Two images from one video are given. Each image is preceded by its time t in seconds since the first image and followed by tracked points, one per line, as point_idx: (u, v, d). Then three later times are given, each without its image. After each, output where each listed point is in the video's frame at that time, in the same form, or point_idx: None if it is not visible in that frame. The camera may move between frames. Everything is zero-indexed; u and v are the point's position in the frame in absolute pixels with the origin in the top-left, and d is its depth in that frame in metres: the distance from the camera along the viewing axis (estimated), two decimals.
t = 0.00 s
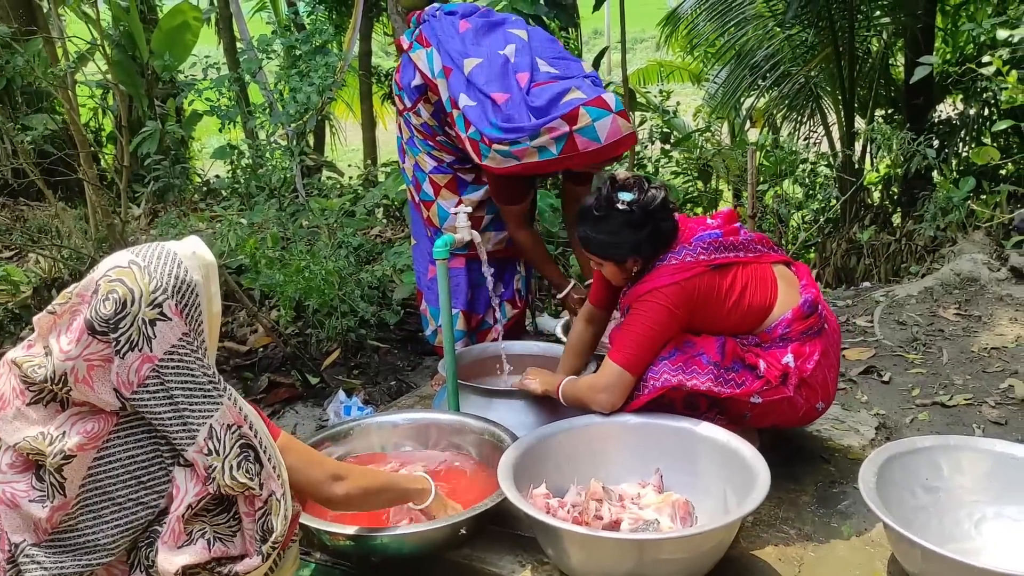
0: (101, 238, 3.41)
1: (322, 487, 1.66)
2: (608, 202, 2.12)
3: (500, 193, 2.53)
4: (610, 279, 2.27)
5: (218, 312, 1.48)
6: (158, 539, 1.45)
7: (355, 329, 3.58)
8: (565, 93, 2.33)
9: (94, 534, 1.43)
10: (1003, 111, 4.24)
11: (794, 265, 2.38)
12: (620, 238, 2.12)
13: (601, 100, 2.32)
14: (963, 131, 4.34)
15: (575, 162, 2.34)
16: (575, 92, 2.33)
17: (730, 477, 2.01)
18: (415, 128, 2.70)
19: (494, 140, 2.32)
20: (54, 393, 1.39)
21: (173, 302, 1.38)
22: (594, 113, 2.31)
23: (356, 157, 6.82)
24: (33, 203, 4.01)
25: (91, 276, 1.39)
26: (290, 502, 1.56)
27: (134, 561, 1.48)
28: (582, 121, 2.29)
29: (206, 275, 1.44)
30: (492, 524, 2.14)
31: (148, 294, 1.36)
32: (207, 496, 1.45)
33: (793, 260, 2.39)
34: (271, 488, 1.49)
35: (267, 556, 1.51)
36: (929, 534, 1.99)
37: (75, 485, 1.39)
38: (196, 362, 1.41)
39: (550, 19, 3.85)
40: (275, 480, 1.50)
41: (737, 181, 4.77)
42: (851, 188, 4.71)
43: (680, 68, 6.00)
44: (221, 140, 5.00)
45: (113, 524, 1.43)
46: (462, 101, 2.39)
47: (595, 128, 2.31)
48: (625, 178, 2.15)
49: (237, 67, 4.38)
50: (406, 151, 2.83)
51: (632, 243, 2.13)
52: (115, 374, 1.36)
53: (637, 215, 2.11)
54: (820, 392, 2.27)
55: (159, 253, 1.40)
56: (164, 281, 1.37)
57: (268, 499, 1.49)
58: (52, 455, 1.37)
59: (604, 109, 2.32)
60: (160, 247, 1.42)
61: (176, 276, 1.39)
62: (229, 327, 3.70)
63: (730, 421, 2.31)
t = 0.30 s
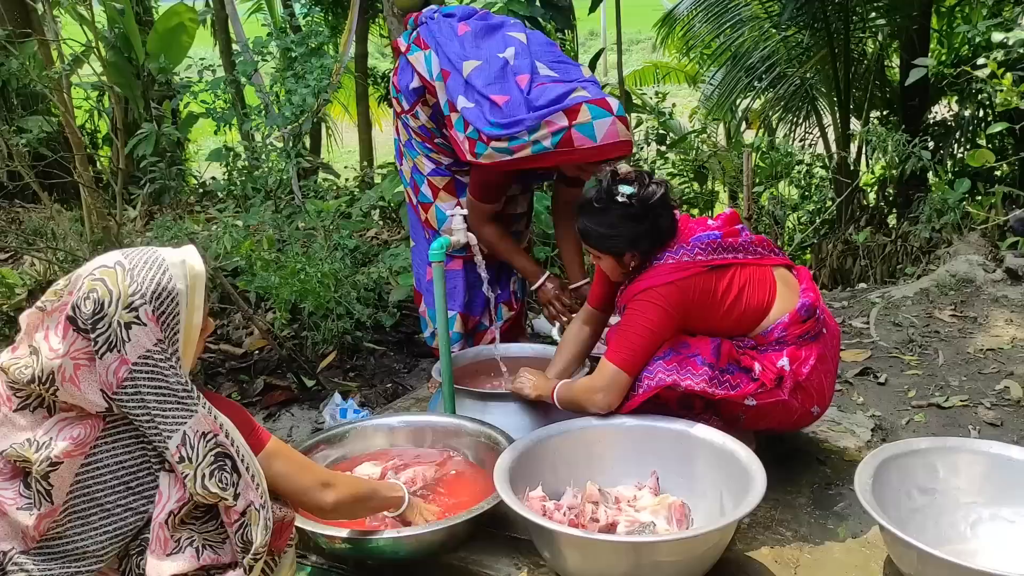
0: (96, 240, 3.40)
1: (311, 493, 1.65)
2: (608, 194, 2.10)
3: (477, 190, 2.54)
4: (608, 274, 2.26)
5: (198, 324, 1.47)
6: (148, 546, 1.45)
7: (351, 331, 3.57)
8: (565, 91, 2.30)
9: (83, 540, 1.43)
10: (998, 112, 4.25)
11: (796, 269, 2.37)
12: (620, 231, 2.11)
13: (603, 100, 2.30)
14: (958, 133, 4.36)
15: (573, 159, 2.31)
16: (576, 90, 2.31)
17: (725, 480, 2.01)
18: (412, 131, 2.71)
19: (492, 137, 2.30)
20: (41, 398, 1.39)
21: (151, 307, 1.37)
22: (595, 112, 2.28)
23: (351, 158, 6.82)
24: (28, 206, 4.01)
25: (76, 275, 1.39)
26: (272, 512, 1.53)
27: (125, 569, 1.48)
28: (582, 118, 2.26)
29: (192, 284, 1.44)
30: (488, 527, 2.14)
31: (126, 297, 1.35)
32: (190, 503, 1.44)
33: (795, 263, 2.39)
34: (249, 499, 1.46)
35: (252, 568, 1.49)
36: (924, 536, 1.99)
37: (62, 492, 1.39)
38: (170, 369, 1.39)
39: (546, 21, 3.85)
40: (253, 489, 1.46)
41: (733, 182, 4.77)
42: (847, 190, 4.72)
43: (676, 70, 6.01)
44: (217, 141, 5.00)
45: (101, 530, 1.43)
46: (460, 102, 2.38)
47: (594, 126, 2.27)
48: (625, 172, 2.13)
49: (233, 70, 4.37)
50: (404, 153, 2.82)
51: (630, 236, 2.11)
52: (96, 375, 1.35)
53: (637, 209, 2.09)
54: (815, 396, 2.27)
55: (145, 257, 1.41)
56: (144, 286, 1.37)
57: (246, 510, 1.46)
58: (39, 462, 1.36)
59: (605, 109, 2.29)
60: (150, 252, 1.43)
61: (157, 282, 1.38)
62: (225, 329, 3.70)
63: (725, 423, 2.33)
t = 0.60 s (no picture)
0: (92, 241, 3.40)
1: (304, 501, 1.62)
2: (610, 189, 2.10)
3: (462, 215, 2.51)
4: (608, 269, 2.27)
5: (199, 335, 1.46)
6: (140, 552, 1.45)
7: (348, 333, 3.57)
8: (545, 107, 2.31)
9: (74, 546, 1.43)
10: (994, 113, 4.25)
11: (799, 273, 2.37)
12: (620, 227, 2.11)
13: (583, 117, 2.32)
14: (954, 134, 4.36)
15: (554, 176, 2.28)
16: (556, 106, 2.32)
17: (722, 480, 2.01)
18: (400, 133, 2.71)
19: (473, 156, 2.30)
20: (30, 403, 1.38)
21: (154, 313, 1.36)
22: (574, 126, 2.29)
23: (348, 160, 6.82)
24: (24, 207, 4.00)
25: (82, 273, 1.39)
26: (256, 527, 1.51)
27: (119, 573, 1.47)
28: (560, 130, 2.26)
29: (197, 294, 1.43)
30: (485, 528, 2.13)
31: (131, 301, 1.35)
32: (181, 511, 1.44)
33: (798, 267, 2.39)
34: (233, 516, 1.44)
35: None
36: (921, 536, 1.99)
37: (53, 498, 1.39)
38: (168, 378, 1.38)
39: (543, 23, 3.85)
40: (238, 503, 1.45)
41: (730, 183, 4.78)
42: (843, 190, 4.72)
43: (673, 71, 6.01)
44: (214, 142, 4.99)
45: (92, 535, 1.43)
46: (442, 117, 2.39)
47: (571, 139, 2.28)
48: (628, 167, 2.13)
49: (229, 71, 4.36)
50: (394, 155, 2.84)
51: (631, 232, 2.12)
52: (93, 375, 1.34)
53: (637, 205, 2.09)
54: (813, 400, 2.27)
55: (154, 263, 1.40)
56: (151, 292, 1.36)
57: (229, 528, 1.44)
58: (30, 467, 1.36)
59: (584, 125, 2.31)
60: (159, 258, 1.42)
61: (164, 289, 1.37)
62: (221, 331, 3.70)
63: (722, 424, 2.32)
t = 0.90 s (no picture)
0: (88, 243, 3.40)
1: (303, 516, 1.61)
2: (613, 188, 2.12)
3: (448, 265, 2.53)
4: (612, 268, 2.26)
5: (207, 341, 1.46)
6: (139, 553, 1.44)
7: (345, 335, 3.57)
8: (515, 165, 2.37)
9: (75, 547, 1.42)
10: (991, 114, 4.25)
11: (802, 278, 2.37)
12: (622, 226, 2.12)
13: (549, 178, 2.37)
14: (951, 136, 4.35)
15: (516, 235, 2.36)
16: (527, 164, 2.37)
17: (719, 483, 2.01)
18: (379, 141, 2.75)
19: (440, 205, 2.39)
20: (29, 406, 1.37)
21: (169, 316, 1.36)
22: (539, 187, 2.34)
23: (345, 161, 6.82)
24: (20, 209, 3.99)
25: (95, 275, 1.38)
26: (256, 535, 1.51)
27: None
28: (525, 192, 2.32)
29: (208, 300, 1.43)
30: (482, 531, 2.13)
31: (146, 303, 1.34)
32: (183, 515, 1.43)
33: (801, 272, 2.38)
34: (235, 523, 1.44)
35: None
36: (918, 538, 1.99)
37: (55, 498, 1.38)
38: (179, 382, 1.38)
39: (540, 25, 3.85)
40: (241, 510, 1.44)
41: (727, 185, 4.78)
42: (840, 192, 4.72)
43: (670, 72, 6.00)
44: (211, 144, 4.99)
45: (93, 537, 1.43)
46: (416, 158, 2.46)
47: (536, 201, 2.33)
48: (632, 167, 2.15)
49: (225, 73, 4.36)
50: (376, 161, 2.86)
51: (634, 231, 2.12)
52: (102, 377, 1.33)
53: (641, 204, 2.10)
54: (811, 404, 2.27)
55: (168, 266, 1.40)
56: (165, 294, 1.36)
57: (230, 534, 1.44)
58: (33, 468, 1.35)
59: (550, 187, 2.36)
60: (171, 261, 1.42)
61: (178, 292, 1.38)
62: (218, 333, 3.69)
63: (720, 426, 2.32)
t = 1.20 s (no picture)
0: (83, 246, 3.39)
1: (295, 529, 1.58)
2: (610, 186, 2.11)
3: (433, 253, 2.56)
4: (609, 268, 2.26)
5: (210, 342, 1.46)
6: (135, 553, 1.44)
7: (341, 337, 3.56)
8: (510, 149, 2.39)
9: (73, 546, 1.42)
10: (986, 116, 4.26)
11: (799, 280, 2.37)
12: (620, 225, 2.11)
13: (548, 160, 2.41)
14: (946, 137, 4.36)
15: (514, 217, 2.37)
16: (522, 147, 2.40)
17: (714, 485, 2.01)
18: (370, 143, 2.73)
19: (436, 188, 2.37)
20: (30, 405, 1.37)
21: (170, 317, 1.36)
22: (538, 168, 2.38)
23: (342, 164, 6.82)
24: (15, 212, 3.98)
25: (98, 277, 1.38)
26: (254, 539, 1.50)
27: None
28: (524, 172, 2.35)
29: (211, 301, 1.43)
30: (478, 533, 2.13)
31: (148, 304, 1.34)
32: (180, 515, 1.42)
33: (798, 274, 2.38)
34: (233, 524, 1.43)
35: None
36: (914, 539, 1.99)
37: (55, 496, 1.38)
38: (180, 383, 1.37)
39: (536, 27, 3.85)
40: (238, 512, 1.43)
41: (723, 187, 4.78)
42: (835, 194, 4.72)
43: (666, 75, 6.00)
44: (206, 147, 4.98)
45: (91, 536, 1.42)
46: (410, 147, 2.44)
47: (535, 181, 2.36)
48: (628, 167, 2.17)
49: (221, 75, 4.36)
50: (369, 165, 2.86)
51: (630, 229, 2.11)
52: (102, 377, 1.32)
53: (637, 202, 2.10)
54: (807, 405, 2.27)
55: (170, 267, 1.39)
56: (167, 295, 1.35)
57: (228, 536, 1.43)
58: (33, 466, 1.35)
59: (549, 168, 2.39)
60: (173, 263, 1.41)
61: (180, 293, 1.37)
62: (214, 336, 3.69)
63: (716, 426, 2.32)
